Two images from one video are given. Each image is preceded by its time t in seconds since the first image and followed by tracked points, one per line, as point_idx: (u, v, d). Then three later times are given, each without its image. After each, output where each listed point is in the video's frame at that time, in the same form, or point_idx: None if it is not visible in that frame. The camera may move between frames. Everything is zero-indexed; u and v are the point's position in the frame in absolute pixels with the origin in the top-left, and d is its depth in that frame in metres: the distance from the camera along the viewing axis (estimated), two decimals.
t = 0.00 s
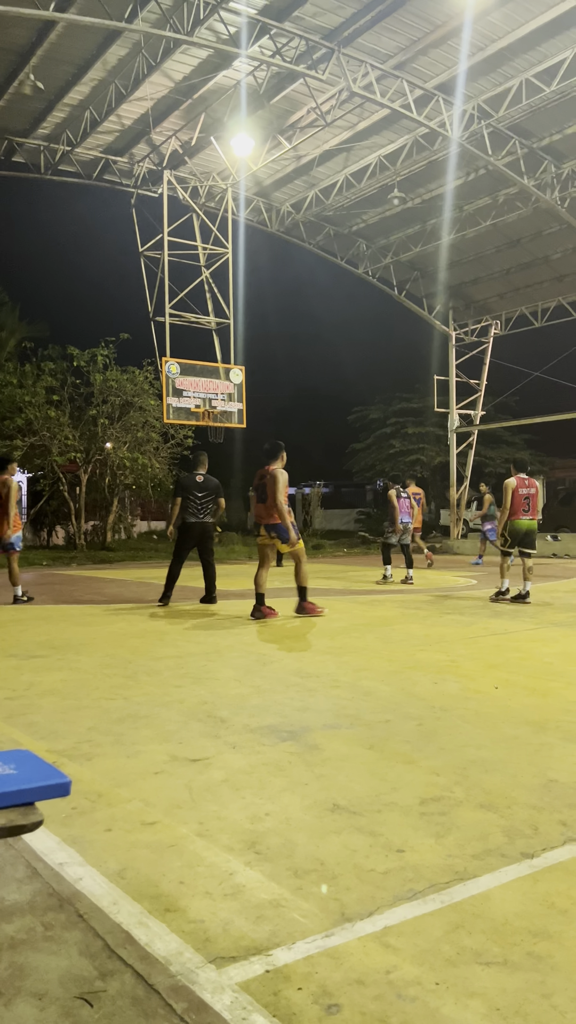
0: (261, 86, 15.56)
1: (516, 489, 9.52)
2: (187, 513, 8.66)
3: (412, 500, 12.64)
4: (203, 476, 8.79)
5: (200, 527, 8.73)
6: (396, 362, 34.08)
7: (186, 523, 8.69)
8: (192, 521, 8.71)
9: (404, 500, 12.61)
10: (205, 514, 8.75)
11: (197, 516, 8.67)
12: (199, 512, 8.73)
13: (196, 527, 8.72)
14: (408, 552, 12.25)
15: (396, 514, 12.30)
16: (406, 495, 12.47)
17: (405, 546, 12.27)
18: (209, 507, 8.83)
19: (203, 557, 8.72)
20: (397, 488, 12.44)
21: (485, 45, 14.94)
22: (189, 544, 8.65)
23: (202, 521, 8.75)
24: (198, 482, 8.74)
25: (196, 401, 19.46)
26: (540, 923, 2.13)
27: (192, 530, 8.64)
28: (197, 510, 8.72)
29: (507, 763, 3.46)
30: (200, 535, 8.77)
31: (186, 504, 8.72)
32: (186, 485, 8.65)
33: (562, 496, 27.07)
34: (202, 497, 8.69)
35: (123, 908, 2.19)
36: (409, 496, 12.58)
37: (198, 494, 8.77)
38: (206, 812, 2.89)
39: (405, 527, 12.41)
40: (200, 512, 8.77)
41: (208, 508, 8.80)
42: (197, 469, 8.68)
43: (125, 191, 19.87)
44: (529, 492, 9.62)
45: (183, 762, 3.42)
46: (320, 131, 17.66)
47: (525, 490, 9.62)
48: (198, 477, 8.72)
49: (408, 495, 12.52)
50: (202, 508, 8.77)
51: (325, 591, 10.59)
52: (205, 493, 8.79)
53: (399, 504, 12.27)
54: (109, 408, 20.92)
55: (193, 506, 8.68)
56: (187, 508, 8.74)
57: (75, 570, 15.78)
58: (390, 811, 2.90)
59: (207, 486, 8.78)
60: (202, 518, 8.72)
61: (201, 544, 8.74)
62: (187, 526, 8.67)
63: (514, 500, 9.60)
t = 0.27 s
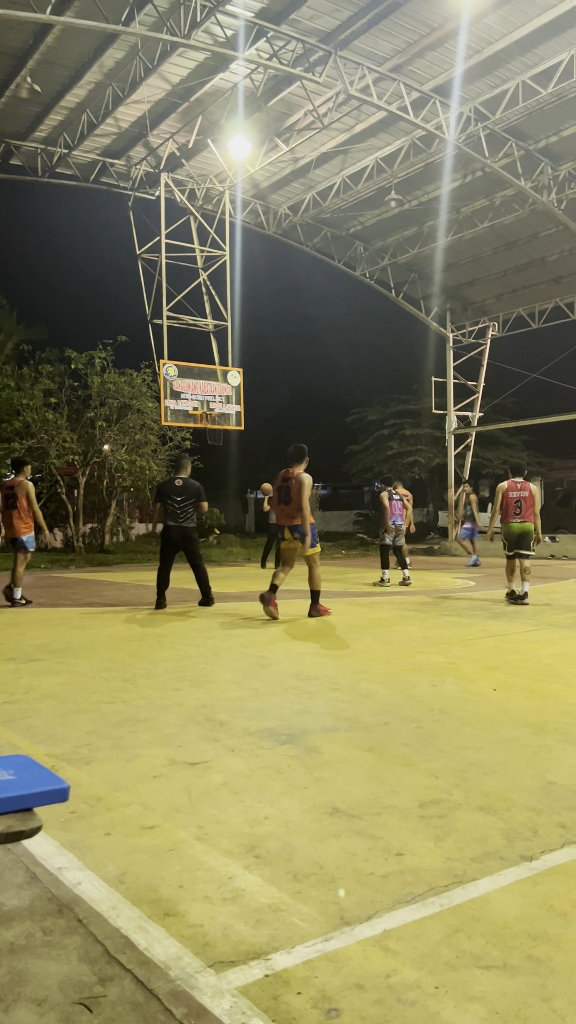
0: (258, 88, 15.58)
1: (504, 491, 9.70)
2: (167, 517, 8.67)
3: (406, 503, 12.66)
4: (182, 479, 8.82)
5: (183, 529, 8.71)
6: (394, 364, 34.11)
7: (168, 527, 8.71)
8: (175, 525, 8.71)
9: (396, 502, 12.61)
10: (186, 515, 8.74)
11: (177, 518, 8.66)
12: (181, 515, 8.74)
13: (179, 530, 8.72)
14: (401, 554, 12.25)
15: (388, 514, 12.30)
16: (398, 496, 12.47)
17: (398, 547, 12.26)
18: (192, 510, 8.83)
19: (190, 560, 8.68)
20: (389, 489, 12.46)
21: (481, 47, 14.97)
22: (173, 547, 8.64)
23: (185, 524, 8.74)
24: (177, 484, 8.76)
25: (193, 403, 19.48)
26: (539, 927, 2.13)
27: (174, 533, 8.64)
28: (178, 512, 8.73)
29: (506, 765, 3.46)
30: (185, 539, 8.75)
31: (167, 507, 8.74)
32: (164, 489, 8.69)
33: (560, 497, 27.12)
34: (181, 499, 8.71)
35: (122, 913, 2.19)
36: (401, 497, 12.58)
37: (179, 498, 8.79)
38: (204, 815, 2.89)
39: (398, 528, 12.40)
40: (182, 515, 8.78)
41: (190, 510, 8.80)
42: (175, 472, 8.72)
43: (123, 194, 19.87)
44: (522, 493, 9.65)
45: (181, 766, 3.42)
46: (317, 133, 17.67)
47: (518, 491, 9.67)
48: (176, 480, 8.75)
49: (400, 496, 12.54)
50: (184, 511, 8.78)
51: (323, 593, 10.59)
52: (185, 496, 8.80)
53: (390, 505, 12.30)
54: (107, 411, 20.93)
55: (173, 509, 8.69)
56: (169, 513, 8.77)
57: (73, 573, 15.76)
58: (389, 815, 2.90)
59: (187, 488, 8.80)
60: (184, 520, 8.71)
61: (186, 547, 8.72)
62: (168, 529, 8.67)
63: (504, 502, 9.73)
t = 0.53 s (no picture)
0: (256, 92, 15.61)
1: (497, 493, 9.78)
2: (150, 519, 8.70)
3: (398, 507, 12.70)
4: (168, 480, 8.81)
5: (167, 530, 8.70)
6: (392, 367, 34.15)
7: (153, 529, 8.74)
8: (160, 527, 8.73)
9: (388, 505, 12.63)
10: (170, 517, 8.73)
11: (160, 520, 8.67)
12: (165, 516, 8.74)
13: (164, 532, 8.73)
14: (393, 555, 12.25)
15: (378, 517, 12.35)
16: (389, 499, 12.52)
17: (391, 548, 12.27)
18: (177, 511, 8.81)
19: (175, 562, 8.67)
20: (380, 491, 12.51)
21: (479, 51, 15.02)
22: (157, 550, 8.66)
23: (170, 525, 8.73)
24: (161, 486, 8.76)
25: (191, 406, 19.49)
26: (537, 929, 2.13)
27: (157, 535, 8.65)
28: (162, 514, 8.73)
29: (504, 768, 3.47)
30: (171, 540, 8.74)
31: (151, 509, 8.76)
32: (148, 491, 8.71)
33: (557, 500, 27.16)
34: (164, 501, 8.70)
35: (121, 916, 2.19)
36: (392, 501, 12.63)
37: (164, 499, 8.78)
38: (203, 818, 2.89)
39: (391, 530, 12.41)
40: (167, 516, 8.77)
41: (175, 511, 8.78)
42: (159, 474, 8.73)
43: (121, 196, 19.89)
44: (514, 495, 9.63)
45: (180, 769, 3.42)
46: (315, 136, 17.71)
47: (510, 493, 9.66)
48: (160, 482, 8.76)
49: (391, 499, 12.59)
50: (169, 513, 8.77)
51: (321, 596, 10.59)
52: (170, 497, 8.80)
53: (381, 508, 12.37)
54: (105, 413, 20.93)
55: (157, 511, 8.70)
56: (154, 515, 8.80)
57: (71, 574, 15.75)
58: (388, 817, 2.90)
59: (172, 489, 8.79)
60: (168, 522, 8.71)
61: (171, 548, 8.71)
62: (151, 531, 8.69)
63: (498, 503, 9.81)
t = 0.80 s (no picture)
0: (258, 98, 15.65)
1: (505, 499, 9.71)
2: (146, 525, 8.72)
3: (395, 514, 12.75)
4: (165, 485, 8.80)
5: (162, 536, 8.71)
6: (392, 372, 34.19)
7: (150, 534, 8.76)
8: (156, 532, 8.74)
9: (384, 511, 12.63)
10: (166, 523, 8.72)
11: (155, 526, 8.69)
12: (162, 522, 8.75)
13: (160, 537, 8.74)
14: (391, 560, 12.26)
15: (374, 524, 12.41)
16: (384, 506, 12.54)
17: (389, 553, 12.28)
18: (174, 515, 8.79)
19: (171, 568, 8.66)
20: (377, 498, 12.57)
21: (480, 58, 15.07)
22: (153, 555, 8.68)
23: (166, 530, 8.73)
24: (157, 491, 8.76)
25: (192, 411, 19.49)
26: (540, 936, 2.13)
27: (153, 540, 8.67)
28: (157, 520, 8.74)
29: (507, 773, 3.46)
30: (168, 545, 8.75)
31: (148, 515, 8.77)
32: (144, 497, 8.73)
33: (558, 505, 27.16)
34: (160, 507, 8.70)
35: (123, 921, 2.18)
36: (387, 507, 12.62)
37: (160, 504, 8.78)
38: (205, 822, 2.88)
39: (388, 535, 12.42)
40: (164, 521, 8.77)
41: (171, 516, 8.77)
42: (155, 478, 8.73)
43: (123, 201, 19.95)
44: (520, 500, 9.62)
45: (181, 774, 3.41)
46: (317, 141, 17.76)
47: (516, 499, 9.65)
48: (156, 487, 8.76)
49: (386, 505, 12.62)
50: (165, 517, 8.77)
51: (321, 601, 10.58)
52: (167, 501, 8.78)
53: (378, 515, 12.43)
54: (106, 417, 20.96)
55: (153, 517, 8.72)
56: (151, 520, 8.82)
57: (71, 579, 15.73)
58: (389, 822, 2.91)
59: (169, 494, 8.78)
60: (163, 528, 8.71)
61: (167, 554, 8.71)
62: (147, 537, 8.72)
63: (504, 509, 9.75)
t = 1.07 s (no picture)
0: (263, 103, 15.70)
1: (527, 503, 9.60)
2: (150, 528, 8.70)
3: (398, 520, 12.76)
4: (167, 489, 8.81)
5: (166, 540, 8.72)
6: (396, 377, 34.21)
7: (153, 538, 8.75)
8: (159, 535, 8.74)
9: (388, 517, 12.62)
10: (170, 526, 8.73)
11: (158, 529, 8.68)
12: (165, 525, 8.75)
13: (163, 541, 8.73)
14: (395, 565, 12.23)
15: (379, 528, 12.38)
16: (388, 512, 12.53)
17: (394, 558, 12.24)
18: (177, 518, 8.80)
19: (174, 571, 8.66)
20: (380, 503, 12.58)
21: (484, 63, 15.10)
22: (156, 559, 8.67)
23: (169, 534, 8.73)
24: (160, 495, 8.76)
25: (196, 414, 19.51)
26: (542, 942, 2.12)
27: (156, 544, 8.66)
28: (160, 523, 8.73)
29: (510, 779, 3.45)
30: (170, 549, 8.74)
31: (151, 519, 8.76)
32: (147, 501, 8.71)
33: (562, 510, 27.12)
34: (163, 511, 8.70)
35: (124, 925, 2.18)
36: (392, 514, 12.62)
37: (163, 508, 8.78)
38: (206, 827, 2.88)
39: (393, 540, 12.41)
40: (167, 525, 8.77)
41: (174, 520, 8.78)
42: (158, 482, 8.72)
43: (127, 206, 20.00)
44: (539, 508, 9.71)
45: (183, 778, 3.41)
46: (321, 147, 17.79)
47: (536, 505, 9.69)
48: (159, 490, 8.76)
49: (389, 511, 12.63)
50: (168, 520, 8.77)
51: (324, 605, 10.56)
52: (170, 505, 8.79)
53: (382, 519, 12.42)
54: (110, 421, 20.99)
55: (156, 521, 8.71)
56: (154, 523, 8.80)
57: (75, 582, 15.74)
58: (392, 827, 2.90)
59: (172, 497, 8.79)
60: (167, 531, 8.72)
61: (171, 558, 8.71)
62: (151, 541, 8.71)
63: (525, 513, 9.64)
